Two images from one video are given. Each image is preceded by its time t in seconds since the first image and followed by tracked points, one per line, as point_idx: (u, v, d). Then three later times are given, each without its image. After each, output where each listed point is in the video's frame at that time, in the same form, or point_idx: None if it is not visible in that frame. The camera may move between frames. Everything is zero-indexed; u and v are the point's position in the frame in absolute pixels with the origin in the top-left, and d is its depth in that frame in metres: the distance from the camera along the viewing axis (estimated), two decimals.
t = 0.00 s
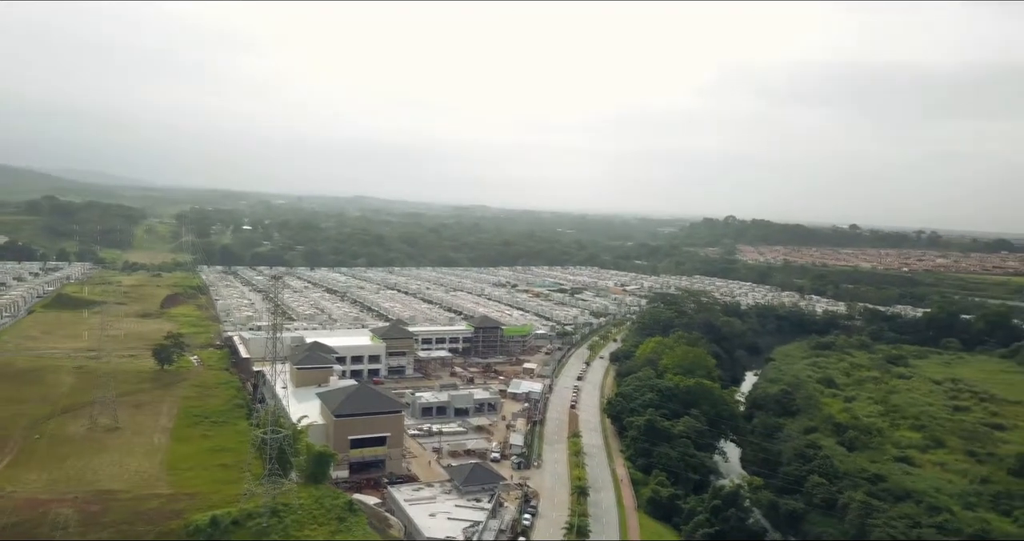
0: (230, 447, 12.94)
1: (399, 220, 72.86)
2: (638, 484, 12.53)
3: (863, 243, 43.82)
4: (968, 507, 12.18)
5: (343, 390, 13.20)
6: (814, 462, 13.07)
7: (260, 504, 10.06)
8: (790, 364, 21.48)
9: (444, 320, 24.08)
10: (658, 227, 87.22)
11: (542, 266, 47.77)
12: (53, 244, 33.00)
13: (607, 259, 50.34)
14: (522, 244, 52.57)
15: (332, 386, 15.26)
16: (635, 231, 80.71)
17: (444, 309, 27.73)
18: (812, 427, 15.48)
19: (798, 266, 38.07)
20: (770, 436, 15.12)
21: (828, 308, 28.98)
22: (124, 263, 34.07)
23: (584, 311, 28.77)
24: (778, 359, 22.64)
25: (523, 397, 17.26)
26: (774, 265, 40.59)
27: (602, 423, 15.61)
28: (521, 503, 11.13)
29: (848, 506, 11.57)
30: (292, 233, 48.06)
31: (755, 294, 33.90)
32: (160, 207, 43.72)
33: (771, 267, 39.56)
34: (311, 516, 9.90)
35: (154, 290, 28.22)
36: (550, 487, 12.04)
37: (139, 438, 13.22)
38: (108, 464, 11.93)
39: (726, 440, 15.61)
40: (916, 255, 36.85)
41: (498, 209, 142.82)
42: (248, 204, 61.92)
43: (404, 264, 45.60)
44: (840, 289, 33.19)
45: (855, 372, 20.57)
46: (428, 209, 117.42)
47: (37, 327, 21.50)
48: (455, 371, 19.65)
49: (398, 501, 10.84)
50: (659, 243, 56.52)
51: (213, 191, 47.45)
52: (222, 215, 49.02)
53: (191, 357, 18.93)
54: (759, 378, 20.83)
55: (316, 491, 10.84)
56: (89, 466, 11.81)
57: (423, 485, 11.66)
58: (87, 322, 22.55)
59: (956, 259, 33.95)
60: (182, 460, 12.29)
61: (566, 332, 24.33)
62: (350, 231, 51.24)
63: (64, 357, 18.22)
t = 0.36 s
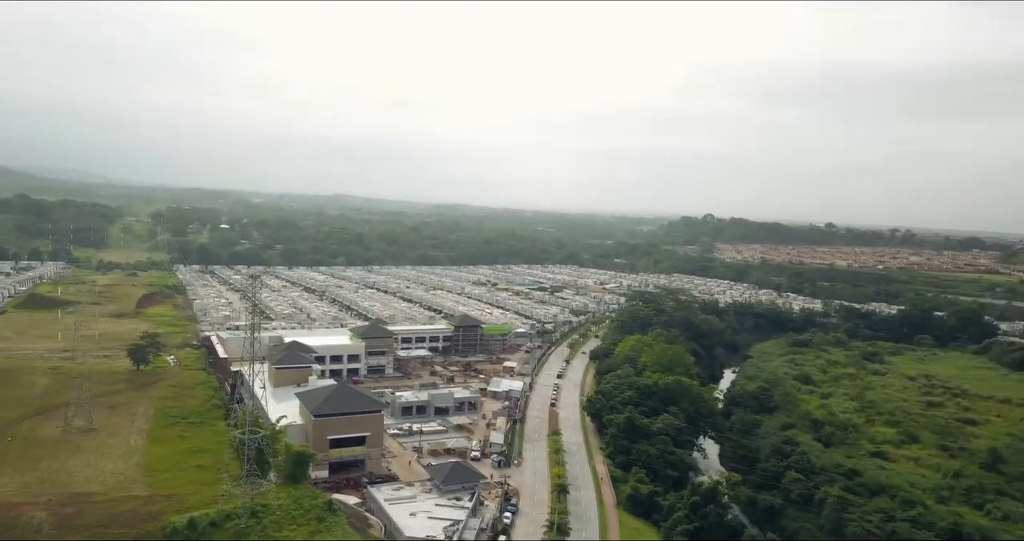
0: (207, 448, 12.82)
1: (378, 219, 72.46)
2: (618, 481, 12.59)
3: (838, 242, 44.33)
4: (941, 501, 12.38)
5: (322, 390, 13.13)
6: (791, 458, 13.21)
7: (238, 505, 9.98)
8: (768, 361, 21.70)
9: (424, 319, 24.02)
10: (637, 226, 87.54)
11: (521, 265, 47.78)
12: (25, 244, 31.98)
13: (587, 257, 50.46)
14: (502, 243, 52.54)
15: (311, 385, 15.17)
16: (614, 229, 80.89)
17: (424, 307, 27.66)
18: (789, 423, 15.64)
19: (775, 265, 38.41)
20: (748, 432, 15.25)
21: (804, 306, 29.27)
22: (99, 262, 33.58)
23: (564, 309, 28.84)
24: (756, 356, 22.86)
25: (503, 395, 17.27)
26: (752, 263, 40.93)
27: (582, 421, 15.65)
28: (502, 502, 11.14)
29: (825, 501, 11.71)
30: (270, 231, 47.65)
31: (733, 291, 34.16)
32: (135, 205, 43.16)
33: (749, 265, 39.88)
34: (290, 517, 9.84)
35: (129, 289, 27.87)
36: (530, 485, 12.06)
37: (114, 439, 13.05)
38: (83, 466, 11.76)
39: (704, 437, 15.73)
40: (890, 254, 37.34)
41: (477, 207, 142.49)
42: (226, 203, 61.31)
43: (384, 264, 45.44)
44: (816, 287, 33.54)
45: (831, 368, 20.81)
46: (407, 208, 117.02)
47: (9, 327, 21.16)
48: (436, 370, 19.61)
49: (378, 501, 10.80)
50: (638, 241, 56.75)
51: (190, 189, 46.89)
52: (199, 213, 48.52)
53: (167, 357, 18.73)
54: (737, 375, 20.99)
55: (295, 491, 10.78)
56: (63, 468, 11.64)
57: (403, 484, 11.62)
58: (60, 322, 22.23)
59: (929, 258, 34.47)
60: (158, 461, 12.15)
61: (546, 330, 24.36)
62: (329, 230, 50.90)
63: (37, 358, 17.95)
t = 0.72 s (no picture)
0: (185, 449, 12.68)
1: (357, 217, 72.01)
2: (599, 478, 12.63)
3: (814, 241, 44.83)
4: (915, 495, 12.56)
5: (301, 390, 13.03)
6: (769, 454, 13.34)
7: (217, 506, 9.90)
8: (746, 359, 21.87)
9: (404, 318, 23.92)
10: (616, 224, 87.73)
11: (501, 264, 47.75)
12: None
13: (567, 256, 50.53)
14: (482, 241, 52.47)
15: (290, 385, 15.06)
16: (594, 228, 81.04)
17: (404, 306, 27.57)
18: (767, 420, 15.78)
19: (753, 263, 38.72)
20: (726, 429, 15.37)
21: (782, 304, 29.52)
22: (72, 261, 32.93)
23: (544, 308, 28.86)
24: (734, 354, 23.03)
25: (484, 394, 17.26)
26: (730, 261, 41.23)
27: (562, 419, 15.69)
28: (482, 500, 11.13)
29: (802, 497, 11.84)
30: (248, 230, 47.20)
31: (712, 289, 34.39)
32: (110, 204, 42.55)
33: (727, 264, 40.18)
34: (269, 518, 9.76)
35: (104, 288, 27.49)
36: (511, 483, 12.06)
37: (89, 441, 12.87)
38: (57, 469, 11.58)
39: (683, 434, 15.83)
40: (865, 252, 37.83)
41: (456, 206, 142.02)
42: (202, 201, 60.63)
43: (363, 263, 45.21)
44: (793, 285, 33.86)
45: (808, 365, 21.02)
46: (386, 206, 116.47)
47: None
48: (416, 369, 19.55)
49: (357, 501, 10.75)
50: (617, 240, 56.92)
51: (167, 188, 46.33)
52: (175, 212, 47.97)
53: (143, 357, 18.51)
54: (715, 372, 21.12)
55: (274, 491, 10.70)
56: (37, 471, 11.45)
57: (383, 483, 11.58)
58: (33, 322, 21.87)
59: (903, 257, 34.98)
60: (135, 463, 12.00)
61: (526, 328, 24.38)
62: (307, 229, 50.52)
63: (9, 359, 17.65)
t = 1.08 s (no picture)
0: (162, 450, 12.55)
1: (336, 216, 71.63)
2: (579, 476, 12.69)
3: (791, 240, 45.33)
4: (890, 489, 12.75)
5: (280, 390, 12.95)
6: (747, 450, 13.47)
7: (195, 508, 9.81)
8: (724, 356, 22.07)
9: (384, 317, 23.84)
10: (596, 223, 88.02)
11: (482, 262, 47.76)
12: None
13: (547, 254, 50.64)
14: (462, 240, 52.44)
15: (269, 385, 14.96)
16: (574, 227, 81.30)
17: (384, 305, 27.49)
18: (746, 416, 15.93)
19: (731, 261, 39.09)
20: (705, 426, 15.48)
21: (759, 301, 29.84)
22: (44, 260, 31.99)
23: (524, 306, 28.91)
24: (713, 351, 23.22)
25: (464, 393, 17.25)
26: (709, 259, 41.55)
27: (543, 417, 15.73)
28: (463, 499, 11.14)
29: (780, 492, 11.98)
30: (226, 228, 46.79)
31: (691, 287, 34.65)
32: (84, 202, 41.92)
33: (705, 262, 40.52)
34: (248, 519, 9.69)
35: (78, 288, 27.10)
36: (492, 481, 12.08)
37: (63, 443, 12.68)
38: (30, 471, 11.41)
39: (663, 431, 15.94)
40: (841, 250, 38.31)
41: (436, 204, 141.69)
42: (179, 199, 60.04)
43: (342, 262, 44.99)
44: (771, 282, 34.23)
45: (786, 362, 21.25)
46: (366, 204, 116.00)
47: None
48: (396, 368, 19.49)
49: (338, 501, 10.70)
50: (597, 238, 57.17)
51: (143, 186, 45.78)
52: (152, 211, 47.44)
53: (119, 358, 18.28)
54: (694, 370, 21.29)
55: (253, 492, 10.63)
56: (9, 474, 11.27)
57: (364, 483, 11.54)
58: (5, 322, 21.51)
59: (878, 256, 35.49)
60: (110, 465, 11.86)
61: (507, 327, 24.40)
62: (286, 227, 50.19)
63: None
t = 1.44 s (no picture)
0: (139, 452, 12.41)
1: (316, 214, 71.19)
2: (559, 474, 12.73)
3: (768, 238, 45.76)
4: (866, 484, 12.93)
5: (259, 389, 12.85)
6: (726, 447, 13.59)
7: (172, 509, 9.73)
8: (703, 354, 22.24)
9: (364, 316, 23.74)
10: (576, 222, 88.30)
11: (462, 261, 47.73)
12: None
13: (528, 253, 50.72)
14: (443, 239, 52.33)
15: (247, 385, 14.84)
16: (554, 225, 81.47)
17: (364, 304, 27.38)
18: (724, 413, 16.07)
19: (710, 260, 39.40)
20: (685, 423, 15.59)
21: (738, 299, 30.11)
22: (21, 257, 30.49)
23: (505, 305, 28.93)
24: (692, 349, 23.39)
25: (445, 391, 17.22)
26: (688, 258, 41.80)
27: (523, 415, 15.75)
28: (444, 498, 11.13)
29: (758, 488, 12.10)
30: (203, 227, 46.30)
31: (670, 285, 34.87)
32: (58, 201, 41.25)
33: (684, 260, 40.80)
34: (227, 520, 9.62)
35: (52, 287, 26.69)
36: (472, 480, 12.08)
37: (37, 445, 12.49)
38: (3, 474, 11.23)
39: (643, 428, 16.04)
40: (817, 249, 38.74)
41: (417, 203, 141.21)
42: (156, 198, 59.33)
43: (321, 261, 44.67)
44: (749, 280, 34.54)
45: (764, 360, 21.45)
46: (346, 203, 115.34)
47: None
48: (376, 368, 19.42)
49: (317, 501, 10.65)
50: (578, 237, 57.34)
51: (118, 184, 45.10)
52: (127, 210, 46.78)
53: (94, 358, 18.03)
54: (673, 367, 21.42)
55: (232, 493, 10.55)
56: None
57: (344, 482, 11.50)
58: None
59: (854, 254, 35.92)
60: (85, 467, 11.71)
61: (487, 325, 24.39)
62: (264, 226, 49.79)
63: None
